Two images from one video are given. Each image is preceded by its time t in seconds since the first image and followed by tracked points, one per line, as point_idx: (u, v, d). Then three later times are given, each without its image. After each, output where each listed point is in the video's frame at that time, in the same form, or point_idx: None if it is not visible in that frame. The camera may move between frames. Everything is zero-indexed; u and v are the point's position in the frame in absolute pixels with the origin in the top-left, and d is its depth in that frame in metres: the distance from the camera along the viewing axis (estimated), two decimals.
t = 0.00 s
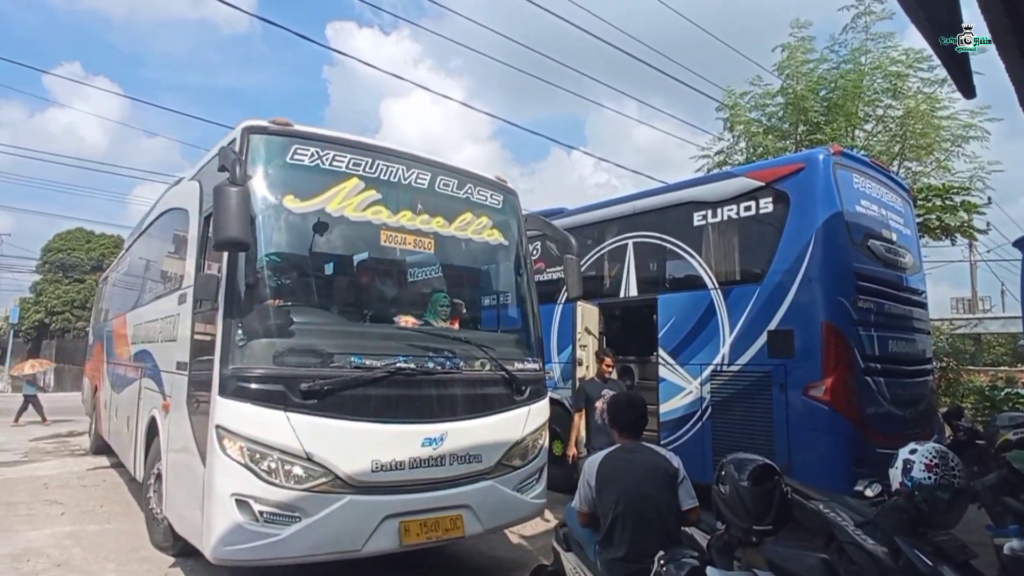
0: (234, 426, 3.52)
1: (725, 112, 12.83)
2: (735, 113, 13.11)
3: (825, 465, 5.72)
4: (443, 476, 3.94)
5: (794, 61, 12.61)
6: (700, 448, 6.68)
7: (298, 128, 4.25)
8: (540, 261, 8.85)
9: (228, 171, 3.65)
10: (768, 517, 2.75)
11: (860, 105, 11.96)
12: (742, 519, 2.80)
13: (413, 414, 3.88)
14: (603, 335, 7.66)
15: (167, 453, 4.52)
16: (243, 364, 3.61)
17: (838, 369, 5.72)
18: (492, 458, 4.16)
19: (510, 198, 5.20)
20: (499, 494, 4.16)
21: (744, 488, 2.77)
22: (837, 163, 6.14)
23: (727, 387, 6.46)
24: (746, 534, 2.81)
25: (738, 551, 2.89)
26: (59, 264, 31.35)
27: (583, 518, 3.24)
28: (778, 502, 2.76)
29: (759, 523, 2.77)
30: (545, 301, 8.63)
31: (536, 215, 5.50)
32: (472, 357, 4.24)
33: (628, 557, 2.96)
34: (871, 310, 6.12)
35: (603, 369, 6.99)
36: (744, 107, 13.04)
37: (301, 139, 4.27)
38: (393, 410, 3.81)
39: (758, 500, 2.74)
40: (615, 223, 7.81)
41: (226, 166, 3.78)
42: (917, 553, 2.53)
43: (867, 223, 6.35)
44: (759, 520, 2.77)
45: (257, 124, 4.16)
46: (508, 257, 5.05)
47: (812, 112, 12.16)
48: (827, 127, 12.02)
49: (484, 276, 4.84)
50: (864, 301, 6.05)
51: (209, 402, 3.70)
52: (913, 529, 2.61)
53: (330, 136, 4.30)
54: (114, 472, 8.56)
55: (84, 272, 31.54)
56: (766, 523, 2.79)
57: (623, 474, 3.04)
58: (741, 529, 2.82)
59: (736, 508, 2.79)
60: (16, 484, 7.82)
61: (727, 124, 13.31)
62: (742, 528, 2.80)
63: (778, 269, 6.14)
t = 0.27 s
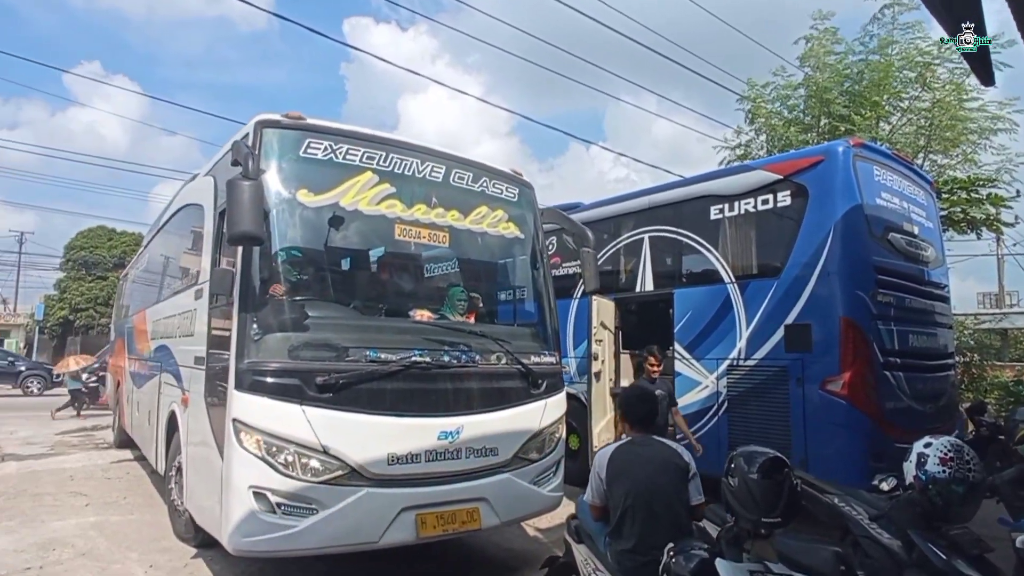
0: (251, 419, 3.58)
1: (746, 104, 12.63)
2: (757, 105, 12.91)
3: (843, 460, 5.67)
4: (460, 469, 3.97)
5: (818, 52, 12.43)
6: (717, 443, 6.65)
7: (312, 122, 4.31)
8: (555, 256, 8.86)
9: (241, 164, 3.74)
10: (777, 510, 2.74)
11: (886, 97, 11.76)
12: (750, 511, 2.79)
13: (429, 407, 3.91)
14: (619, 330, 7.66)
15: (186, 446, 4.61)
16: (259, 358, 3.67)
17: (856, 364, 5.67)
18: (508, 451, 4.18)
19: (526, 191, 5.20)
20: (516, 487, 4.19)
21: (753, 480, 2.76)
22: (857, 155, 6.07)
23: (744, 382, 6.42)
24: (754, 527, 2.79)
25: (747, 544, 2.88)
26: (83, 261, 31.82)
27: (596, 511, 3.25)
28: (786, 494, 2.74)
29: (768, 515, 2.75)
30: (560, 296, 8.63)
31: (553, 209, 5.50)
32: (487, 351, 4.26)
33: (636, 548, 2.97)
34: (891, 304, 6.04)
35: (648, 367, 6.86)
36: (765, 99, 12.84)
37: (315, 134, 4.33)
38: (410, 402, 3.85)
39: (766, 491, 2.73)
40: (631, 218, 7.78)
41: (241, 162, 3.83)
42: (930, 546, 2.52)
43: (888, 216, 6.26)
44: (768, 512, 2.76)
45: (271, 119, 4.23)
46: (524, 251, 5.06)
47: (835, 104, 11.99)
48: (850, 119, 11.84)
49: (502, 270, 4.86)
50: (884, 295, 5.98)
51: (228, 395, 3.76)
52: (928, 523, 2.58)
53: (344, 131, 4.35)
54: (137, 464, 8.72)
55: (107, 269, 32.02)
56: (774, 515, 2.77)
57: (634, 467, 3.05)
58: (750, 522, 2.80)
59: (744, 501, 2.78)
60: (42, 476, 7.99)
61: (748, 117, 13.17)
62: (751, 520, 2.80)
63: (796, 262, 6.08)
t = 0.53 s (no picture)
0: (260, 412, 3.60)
1: (769, 92, 12.37)
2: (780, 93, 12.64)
3: (863, 456, 5.55)
4: (468, 462, 3.95)
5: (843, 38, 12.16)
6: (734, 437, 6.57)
7: (318, 117, 4.32)
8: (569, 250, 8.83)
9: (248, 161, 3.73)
10: (779, 504, 2.69)
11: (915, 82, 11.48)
12: (751, 505, 2.73)
13: (437, 400, 3.90)
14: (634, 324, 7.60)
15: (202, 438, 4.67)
16: (268, 351, 3.69)
17: (876, 357, 5.54)
18: (517, 444, 4.16)
19: (536, 182, 5.15)
20: (525, 479, 4.16)
21: (756, 474, 2.70)
22: (879, 142, 5.93)
23: (761, 375, 6.32)
24: (756, 522, 2.73)
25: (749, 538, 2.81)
26: (112, 259, 32.48)
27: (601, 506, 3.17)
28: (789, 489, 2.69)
29: (770, 510, 2.70)
30: (575, 289, 8.60)
31: (562, 201, 5.45)
32: (495, 344, 4.23)
33: (639, 542, 2.92)
34: (914, 295, 5.89)
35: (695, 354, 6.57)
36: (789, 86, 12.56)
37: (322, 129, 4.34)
38: (416, 395, 3.84)
39: (769, 486, 2.67)
40: (647, 210, 7.71)
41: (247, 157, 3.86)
42: (943, 544, 2.45)
43: (911, 205, 6.10)
44: (770, 506, 2.70)
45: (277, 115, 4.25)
46: (532, 244, 5.01)
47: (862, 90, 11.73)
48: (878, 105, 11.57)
49: (513, 265, 4.83)
50: (906, 286, 5.84)
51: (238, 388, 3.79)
52: (942, 518, 2.51)
53: (350, 125, 4.36)
54: (162, 457, 8.89)
55: (135, 267, 32.61)
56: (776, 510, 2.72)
57: (637, 460, 3.01)
58: (751, 516, 2.74)
59: (746, 495, 2.71)
60: (69, 468, 8.17)
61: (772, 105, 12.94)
62: (752, 514, 2.74)
63: (813, 253, 5.97)
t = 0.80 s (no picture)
0: (270, 407, 3.62)
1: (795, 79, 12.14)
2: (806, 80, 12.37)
3: (884, 450, 5.42)
4: (478, 456, 3.94)
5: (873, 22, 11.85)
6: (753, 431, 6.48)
7: (328, 111, 4.33)
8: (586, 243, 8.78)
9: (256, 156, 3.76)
10: (779, 496, 2.64)
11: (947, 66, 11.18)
12: (751, 497, 2.68)
13: (447, 394, 3.90)
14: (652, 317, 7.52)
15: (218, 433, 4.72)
16: (277, 347, 3.71)
17: (897, 348, 5.42)
18: (529, 439, 4.13)
19: (549, 174, 5.11)
20: (537, 474, 4.14)
21: (756, 466, 2.66)
22: (903, 127, 5.78)
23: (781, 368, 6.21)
24: (756, 514, 2.68)
25: (751, 531, 2.75)
26: (139, 259, 33.04)
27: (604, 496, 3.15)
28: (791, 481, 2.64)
29: (770, 502, 2.65)
30: (593, 282, 8.55)
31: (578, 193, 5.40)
32: (507, 338, 4.21)
33: (643, 535, 2.89)
34: (938, 286, 5.75)
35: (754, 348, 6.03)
36: (815, 74, 12.29)
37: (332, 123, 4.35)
38: (426, 390, 3.84)
39: (769, 477, 2.63)
40: (665, 201, 7.65)
41: (253, 152, 3.90)
42: (953, 537, 2.41)
43: (937, 192, 5.94)
44: (770, 498, 2.65)
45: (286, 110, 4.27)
46: (547, 238, 4.97)
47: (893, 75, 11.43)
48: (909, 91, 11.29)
49: (529, 259, 4.81)
50: (930, 275, 5.69)
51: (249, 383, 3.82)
52: (952, 512, 2.46)
53: (361, 119, 4.37)
54: (185, 452, 9.01)
55: (162, 266, 33.13)
56: (777, 502, 2.66)
57: (639, 452, 2.98)
58: (751, 509, 2.69)
59: (746, 487, 2.68)
60: (96, 463, 8.33)
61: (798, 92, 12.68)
62: (753, 507, 2.69)
63: (834, 243, 5.85)
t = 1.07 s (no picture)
0: (279, 402, 3.64)
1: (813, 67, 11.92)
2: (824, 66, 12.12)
3: (907, 444, 5.31)
4: (487, 451, 3.93)
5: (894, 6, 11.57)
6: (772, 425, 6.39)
7: (335, 107, 4.34)
8: (598, 237, 8.73)
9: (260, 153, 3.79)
10: (783, 492, 2.61)
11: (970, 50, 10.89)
12: (755, 493, 2.68)
13: (455, 388, 3.89)
14: (666, 310, 7.47)
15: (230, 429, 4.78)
16: (285, 342, 3.72)
17: (918, 339, 5.30)
18: (538, 433, 4.11)
19: (557, 167, 5.07)
20: (547, 468, 4.11)
21: (760, 460, 2.67)
22: (918, 113, 5.65)
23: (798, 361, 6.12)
24: (760, 510, 2.67)
25: (757, 527, 2.71)
26: (163, 258, 33.56)
27: (608, 489, 3.17)
28: (795, 476, 2.62)
29: (774, 497, 2.62)
30: (605, 276, 8.49)
31: (585, 185, 5.36)
32: (515, 331, 4.19)
33: (649, 531, 2.84)
34: (959, 275, 5.62)
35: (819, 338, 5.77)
36: (834, 59, 12.04)
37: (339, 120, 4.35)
38: (432, 383, 3.84)
39: (773, 472, 2.62)
40: (678, 192, 7.57)
41: (259, 150, 3.92)
42: (971, 535, 2.33)
43: (955, 179, 5.80)
44: (774, 494, 2.62)
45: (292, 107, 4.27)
46: (556, 231, 4.94)
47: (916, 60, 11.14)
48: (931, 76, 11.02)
49: (539, 253, 4.78)
50: (950, 265, 5.56)
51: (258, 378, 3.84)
52: (970, 509, 2.40)
53: (367, 115, 4.37)
54: (205, 449, 9.14)
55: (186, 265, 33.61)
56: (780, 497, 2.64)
57: (641, 448, 2.95)
58: (755, 505, 2.68)
59: (749, 482, 2.68)
60: (118, 459, 8.47)
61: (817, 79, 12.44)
62: (757, 502, 2.67)
63: (851, 232, 5.74)
